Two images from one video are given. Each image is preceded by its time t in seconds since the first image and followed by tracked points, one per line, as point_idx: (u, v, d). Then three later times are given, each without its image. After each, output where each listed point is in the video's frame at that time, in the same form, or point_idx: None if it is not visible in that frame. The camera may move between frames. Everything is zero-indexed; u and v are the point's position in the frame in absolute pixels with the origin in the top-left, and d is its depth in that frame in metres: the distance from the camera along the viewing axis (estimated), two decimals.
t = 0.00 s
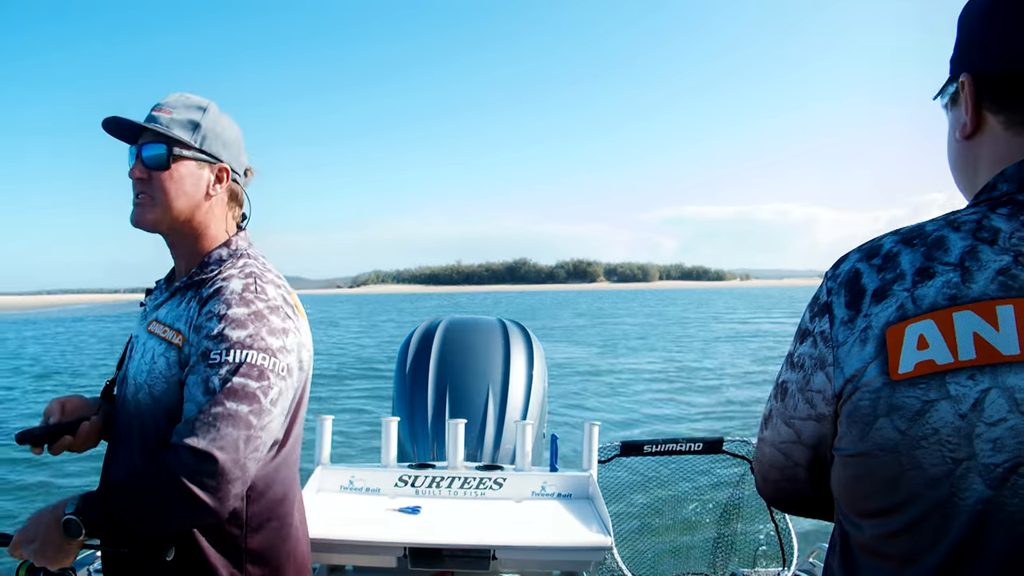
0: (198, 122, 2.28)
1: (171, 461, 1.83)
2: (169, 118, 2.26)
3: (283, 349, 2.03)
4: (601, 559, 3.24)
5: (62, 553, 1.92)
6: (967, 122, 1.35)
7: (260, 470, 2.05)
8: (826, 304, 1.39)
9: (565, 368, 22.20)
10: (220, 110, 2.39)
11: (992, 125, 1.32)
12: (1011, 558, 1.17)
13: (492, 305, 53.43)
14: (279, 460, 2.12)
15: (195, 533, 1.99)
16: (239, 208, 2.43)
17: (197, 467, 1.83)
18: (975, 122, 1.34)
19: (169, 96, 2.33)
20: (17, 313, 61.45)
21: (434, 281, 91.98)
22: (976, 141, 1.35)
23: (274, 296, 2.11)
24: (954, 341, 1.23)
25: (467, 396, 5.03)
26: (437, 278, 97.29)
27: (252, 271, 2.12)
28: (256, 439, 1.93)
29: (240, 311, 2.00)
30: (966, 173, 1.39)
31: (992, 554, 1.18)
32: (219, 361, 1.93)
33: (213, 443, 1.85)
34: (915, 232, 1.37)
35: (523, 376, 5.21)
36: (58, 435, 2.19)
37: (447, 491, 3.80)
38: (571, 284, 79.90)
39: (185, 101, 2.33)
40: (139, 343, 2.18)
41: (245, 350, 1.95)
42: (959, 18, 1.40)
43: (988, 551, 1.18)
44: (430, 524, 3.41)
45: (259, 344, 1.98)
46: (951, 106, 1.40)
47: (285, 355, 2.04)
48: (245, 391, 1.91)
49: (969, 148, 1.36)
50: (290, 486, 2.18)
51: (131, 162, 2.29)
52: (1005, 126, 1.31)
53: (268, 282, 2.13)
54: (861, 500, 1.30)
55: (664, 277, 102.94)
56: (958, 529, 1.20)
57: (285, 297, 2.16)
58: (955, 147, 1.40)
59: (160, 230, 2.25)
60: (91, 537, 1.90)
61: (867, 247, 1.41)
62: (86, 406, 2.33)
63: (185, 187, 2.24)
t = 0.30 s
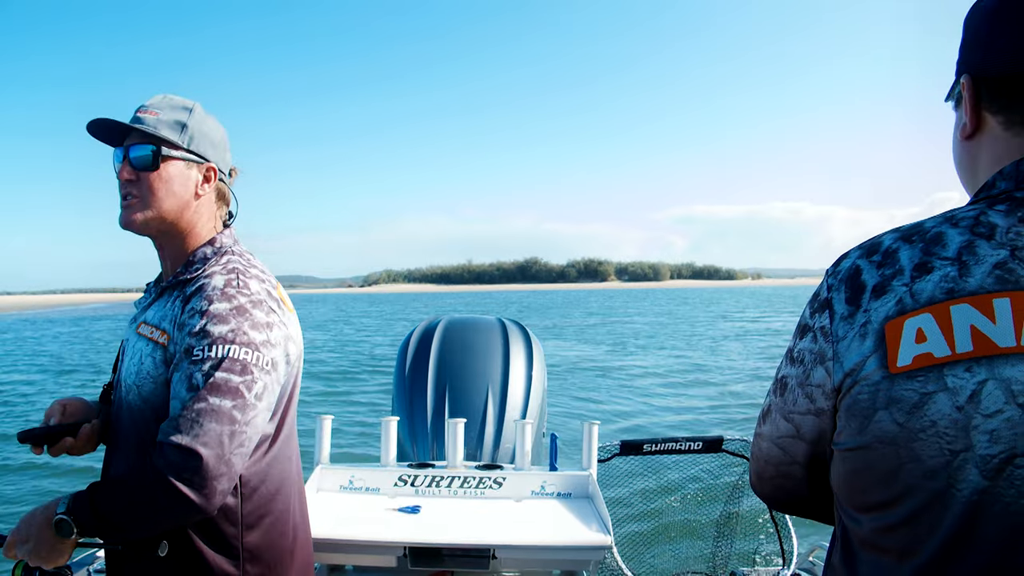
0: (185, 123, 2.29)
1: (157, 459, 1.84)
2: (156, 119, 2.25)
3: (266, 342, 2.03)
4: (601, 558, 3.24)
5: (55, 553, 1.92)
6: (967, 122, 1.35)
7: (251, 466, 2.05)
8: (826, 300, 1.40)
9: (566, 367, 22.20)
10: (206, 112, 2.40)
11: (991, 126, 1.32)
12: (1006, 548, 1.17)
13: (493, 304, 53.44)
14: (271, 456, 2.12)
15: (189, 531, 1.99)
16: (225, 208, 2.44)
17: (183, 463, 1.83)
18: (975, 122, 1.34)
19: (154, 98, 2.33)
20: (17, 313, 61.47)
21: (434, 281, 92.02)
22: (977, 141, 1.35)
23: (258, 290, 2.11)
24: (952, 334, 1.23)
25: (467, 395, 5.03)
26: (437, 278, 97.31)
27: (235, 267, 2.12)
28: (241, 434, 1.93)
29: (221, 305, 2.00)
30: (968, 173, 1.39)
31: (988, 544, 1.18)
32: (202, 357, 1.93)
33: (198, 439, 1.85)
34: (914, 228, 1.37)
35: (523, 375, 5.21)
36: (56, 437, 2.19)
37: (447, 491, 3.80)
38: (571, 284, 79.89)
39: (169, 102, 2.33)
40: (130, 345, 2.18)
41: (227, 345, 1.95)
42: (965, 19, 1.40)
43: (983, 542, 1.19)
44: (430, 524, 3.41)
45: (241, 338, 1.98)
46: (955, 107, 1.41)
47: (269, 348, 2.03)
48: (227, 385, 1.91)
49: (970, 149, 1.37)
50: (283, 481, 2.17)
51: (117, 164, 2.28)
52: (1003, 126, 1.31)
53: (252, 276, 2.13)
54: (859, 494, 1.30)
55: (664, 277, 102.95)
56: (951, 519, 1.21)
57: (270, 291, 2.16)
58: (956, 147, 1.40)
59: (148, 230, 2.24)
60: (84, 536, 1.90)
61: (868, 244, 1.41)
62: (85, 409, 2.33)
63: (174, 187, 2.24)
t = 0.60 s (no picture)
0: (175, 126, 2.30)
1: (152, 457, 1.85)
2: (146, 123, 2.27)
3: (256, 338, 2.03)
4: (601, 559, 3.25)
5: (56, 553, 1.92)
6: (966, 124, 1.36)
7: (248, 463, 2.06)
8: (826, 300, 1.40)
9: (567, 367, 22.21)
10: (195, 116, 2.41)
11: (991, 127, 1.33)
12: (1002, 544, 1.18)
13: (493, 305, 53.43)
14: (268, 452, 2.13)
15: (187, 528, 2.00)
16: (215, 211, 2.44)
17: (177, 460, 1.85)
18: (974, 123, 1.35)
19: (142, 102, 2.34)
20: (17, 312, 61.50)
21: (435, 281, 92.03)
22: (975, 143, 1.36)
23: (246, 287, 2.12)
24: (948, 333, 1.24)
25: (467, 395, 5.04)
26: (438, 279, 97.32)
27: (223, 265, 2.14)
28: (234, 430, 1.93)
29: (209, 303, 2.01)
30: (967, 174, 1.40)
31: (984, 541, 1.19)
32: (192, 355, 1.93)
33: (191, 436, 1.86)
34: (913, 229, 1.38)
35: (523, 376, 5.22)
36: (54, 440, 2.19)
37: (447, 491, 3.81)
38: (571, 285, 79.89)
39: (159, 106, 2.34)
40: (125, 347, 2.18)
41: (216, 342, 1.96)
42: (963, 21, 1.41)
43: (979, 538, 1.19)
44: (431, 524, 3.42)
45: (230, 334, 1.98)
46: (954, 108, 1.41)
47: (260, 344, 2.04)
48: (218, 381, 1.92)
49: (969, 150, 1.38)
50: (281, 477, 2.18)
51: (107, 167, 2.29)
52: (1002, 128, 1.32)
53: (240, 274, 2.14)
54: (857, 492, 1.31)
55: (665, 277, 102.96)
56: (947, 514, 1.21)
57: (259, 288, 2.16)
58: (955, 148, 1.41)
59: (139, 232, 2.24)
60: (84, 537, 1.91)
61: (867, 245, 1.42)
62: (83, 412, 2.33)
63: (166, 189, 2.26)
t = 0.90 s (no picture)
0: (188, 126, 2.32)
1: (166, 453, 1.85)
2: (160, 121, 2.28)
3: (271, 339, 2.05)
4: (601, 559, 3.25)
5: (64, 552, 1.93)
6: (971, 121, 1.36)
7: (258, 462, 2.07)
8: (826, 299, 1.41)
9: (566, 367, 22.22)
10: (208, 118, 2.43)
11: (997, 124, 1.34)
12: (1003, 546, 1.19)
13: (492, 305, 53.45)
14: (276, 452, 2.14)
15: (195, 527, 2.00)
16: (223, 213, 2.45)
17: (194, 458, 1.85)
18: (980, 120, 1.35)
19: (155, 101, 2.35)
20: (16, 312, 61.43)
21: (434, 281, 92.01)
22: (981, 140, 1.36)
23: (259, 289, 2.13)
24: (948, 335, 1.24)
25: (467, 395, 5.04)
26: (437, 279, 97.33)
27: (235, 267, 2.14)
28: (250, 430, 1.94)
29: (225, 304, 2.02)
30: (970, 172, 1.40)
31: (984, 543, 1.20)
32: (208, 355, 1.94)
33: (208, 435, 1.87)
34: (914, 229, 1.38)
35: (523, 376, 5.23)
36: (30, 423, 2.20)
37: (447, 491, 3.81)
38: (570, 285, 79.90)
39: (173, 107, 2.36)
40: (132, 346, 2.18)
41: (232, 342, 1.97)
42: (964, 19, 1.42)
43: (979, 539, 1.20)
44: (430, 524, 3.42)
45: (246, 335, 1.99)
46: (956, 106, 1.42)
47: (274, 345, 2.05)
48: (235, 381, 1.93)
49: (974, 147, 1.38)
50: (288, 476, 2.19)
51: (119, 165, 2.30)
52: (1009, 125, 1.32)
53: (252, 276, 2.15)
54: (857, 491, 1.31)
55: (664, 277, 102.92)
56: (947, 515, 1.22)
57: (269, 290, 2.18)
58: (959, 146, 1.41)
59: (148, 229, 2.25)
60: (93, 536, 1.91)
61: (868, 244, 1.42)
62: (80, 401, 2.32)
63: (177, 188, 2.27)
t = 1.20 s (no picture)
0: (191, 128, 2.32)
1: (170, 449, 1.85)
2: (163, 123, 2.28)
3: (274, 338, 2.05)
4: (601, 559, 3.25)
5: (58, 544, 1.90)
6: (973, 121, 1.36)
7: (261, 462, 2.07)
8: (829, 301, 1.41)
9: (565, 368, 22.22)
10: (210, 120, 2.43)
11: (999, 124, 1.34)
12: (1010, 551, 1.19)
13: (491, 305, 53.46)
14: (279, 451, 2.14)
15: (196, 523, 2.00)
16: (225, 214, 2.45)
17: (197, 454, 1.85)
18: (982, 120, 1.35)
19: (159, 103, 2.35)
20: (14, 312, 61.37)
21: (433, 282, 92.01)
22: (983, 140, 1.36)
23: (263, 288, 2.13)
24: (956, 338, 1.24)
25: (467, 396, 5.04)
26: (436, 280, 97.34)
27: (239, 267, 2.15)
28: (254, 427, 1.95)
29: (229, 304, 2.02)
30: (971, 172, 1.41)
31: (991, 547, 1.20)
32: (212, 353, 1.94)
33: (212, 432, 1.87)
34: (918, 229, 1.38)
35: (523, 377, 5.23)
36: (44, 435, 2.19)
37: (447, 492, 3.81)
38: (569, 285, 79.90)
39: (176, 108, 2.36)
40: (135, 347, 2.18)
41: (237, 341, 1.97)
42: (961, 19, 1.42)
43: (986, 543, 1.20)
44: (431, 525, 3.42)
45: (250, 334, 2.00)
46: (955, 106, 1.42)
47: (278, 345, 2.06)
48: (239, 379, 1.93)
49: (975, 147, 1.38)
50: (292, 475, 2.19)
51: (122, 166, 2.29)
52: (1012, 125, 1.33)
53: (255, 276, 2.16)
54: (862, 498, 1.31)
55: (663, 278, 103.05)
56: (954, 522, 1.22)
57: (273, 290, 2.18)
58: (959, 147, 1.41)
59: (151, 230, 2.24)
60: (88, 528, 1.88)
61: (871, 245, 1.42)
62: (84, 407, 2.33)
63: (180, 190, 2.26)
